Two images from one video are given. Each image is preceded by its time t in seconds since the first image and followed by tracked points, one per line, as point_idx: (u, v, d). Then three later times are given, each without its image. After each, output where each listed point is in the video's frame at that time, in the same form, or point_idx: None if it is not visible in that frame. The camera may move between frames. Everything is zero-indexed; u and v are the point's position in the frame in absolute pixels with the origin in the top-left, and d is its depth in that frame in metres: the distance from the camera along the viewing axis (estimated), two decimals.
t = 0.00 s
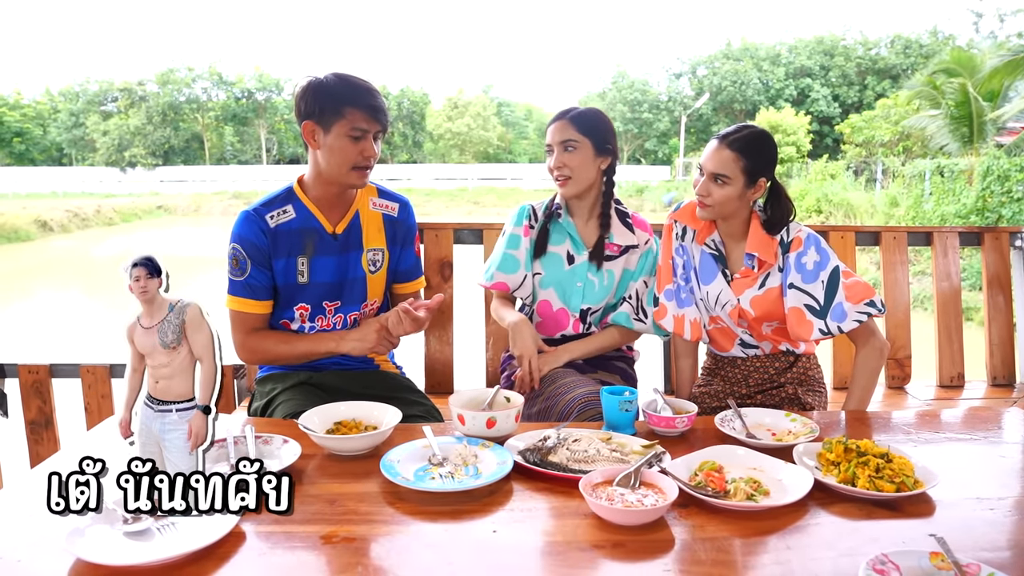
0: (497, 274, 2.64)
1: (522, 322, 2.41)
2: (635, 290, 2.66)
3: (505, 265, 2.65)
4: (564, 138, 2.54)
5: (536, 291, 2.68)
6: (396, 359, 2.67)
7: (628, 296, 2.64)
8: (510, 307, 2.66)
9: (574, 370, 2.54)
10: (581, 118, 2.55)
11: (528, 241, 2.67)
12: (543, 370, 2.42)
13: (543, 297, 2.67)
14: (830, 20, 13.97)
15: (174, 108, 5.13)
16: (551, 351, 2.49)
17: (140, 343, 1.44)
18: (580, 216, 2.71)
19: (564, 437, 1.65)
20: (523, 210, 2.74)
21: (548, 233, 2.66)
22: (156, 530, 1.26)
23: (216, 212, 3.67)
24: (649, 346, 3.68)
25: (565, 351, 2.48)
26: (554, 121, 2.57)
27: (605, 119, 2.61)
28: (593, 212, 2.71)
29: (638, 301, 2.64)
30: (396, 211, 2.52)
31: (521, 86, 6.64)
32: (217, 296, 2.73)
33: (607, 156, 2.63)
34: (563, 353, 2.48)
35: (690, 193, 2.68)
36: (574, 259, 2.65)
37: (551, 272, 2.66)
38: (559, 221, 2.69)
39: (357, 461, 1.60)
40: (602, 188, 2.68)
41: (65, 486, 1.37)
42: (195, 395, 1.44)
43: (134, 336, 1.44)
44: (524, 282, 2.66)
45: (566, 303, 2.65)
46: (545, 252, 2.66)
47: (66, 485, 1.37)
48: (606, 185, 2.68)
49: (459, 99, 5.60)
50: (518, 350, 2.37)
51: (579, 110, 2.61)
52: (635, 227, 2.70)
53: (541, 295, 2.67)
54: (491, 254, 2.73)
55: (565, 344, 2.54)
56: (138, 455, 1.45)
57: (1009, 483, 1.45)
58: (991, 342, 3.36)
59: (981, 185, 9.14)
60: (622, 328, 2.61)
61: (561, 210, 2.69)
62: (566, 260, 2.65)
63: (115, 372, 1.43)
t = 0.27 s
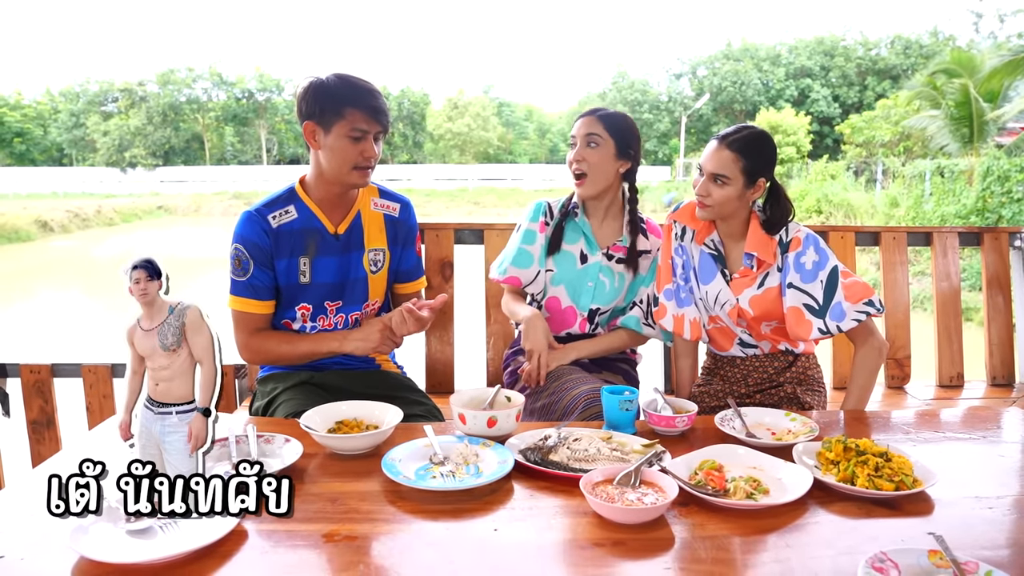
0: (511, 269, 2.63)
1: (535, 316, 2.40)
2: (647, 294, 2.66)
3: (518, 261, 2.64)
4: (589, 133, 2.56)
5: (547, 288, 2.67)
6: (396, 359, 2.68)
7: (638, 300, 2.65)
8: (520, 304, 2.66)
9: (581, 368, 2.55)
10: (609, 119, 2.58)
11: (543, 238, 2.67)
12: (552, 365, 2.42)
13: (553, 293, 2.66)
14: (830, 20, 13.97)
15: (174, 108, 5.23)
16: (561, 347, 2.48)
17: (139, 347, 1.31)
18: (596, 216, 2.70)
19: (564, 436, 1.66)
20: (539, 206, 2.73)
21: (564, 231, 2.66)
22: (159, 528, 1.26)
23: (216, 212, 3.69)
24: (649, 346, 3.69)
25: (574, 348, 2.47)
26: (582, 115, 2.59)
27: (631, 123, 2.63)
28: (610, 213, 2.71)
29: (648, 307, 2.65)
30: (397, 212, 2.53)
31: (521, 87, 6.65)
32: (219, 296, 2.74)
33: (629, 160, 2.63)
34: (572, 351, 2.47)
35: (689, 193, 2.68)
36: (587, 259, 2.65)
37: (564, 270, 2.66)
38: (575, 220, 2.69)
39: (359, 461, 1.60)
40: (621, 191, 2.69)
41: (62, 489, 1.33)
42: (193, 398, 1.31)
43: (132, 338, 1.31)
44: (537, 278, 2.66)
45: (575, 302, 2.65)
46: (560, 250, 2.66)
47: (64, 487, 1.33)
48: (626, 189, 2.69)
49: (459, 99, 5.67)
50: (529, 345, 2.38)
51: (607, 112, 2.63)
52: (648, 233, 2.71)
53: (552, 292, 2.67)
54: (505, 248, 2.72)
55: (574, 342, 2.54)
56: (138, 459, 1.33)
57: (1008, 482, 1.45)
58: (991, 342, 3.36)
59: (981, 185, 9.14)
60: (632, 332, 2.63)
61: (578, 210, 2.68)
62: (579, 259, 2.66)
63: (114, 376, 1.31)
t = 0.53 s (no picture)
0: (504, 268, 2.65)
1: (529, 316, 2.43)
2: (641, 293, 2.68)
3: (512, 259, 2.66)
4: (597, 128, 2.57)
5: (541, 287, 2.68)
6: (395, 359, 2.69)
7: (634, 299, 2.66)
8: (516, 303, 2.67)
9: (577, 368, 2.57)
10: (618, 119, 2.60)
11: (536, 237, 2.69)
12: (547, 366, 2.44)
13: (548, 292, 2.68)
14: (830, 20, 13.99)
15: (174, 109, 5.36)
16: (556, 348, 2.51)
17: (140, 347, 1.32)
18: (590, 214, 2.71)
19: (560, 436, 1.67)
20: (533, 206, 2.75)
21: (558, 230, 2.68)
22: (158, 527, 1.27)
23: (216, 212, 3.70)
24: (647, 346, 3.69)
25: (570, 347, 2.51)
26: (591, 111, 2.61)
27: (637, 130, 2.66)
28: (604, 212, 2.72)
29: (644, 304, 2.67)
30: (395, 213, 2.54)
31: (521, 88, 6.65)
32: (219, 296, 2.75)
33: (629, 163, 2.66)
34: (567, 351, 2.50)
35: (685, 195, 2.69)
36: (581, 257, 2.67)
37: (557, 268, 2.67)
38: (570, 219, 2.70)
39: (356, 460, 1.61)
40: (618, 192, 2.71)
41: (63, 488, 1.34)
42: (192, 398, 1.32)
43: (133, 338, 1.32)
44: (531, 277, 2.67)
45: (570, 300, 2.66)
46: (554, 249, 2.68)
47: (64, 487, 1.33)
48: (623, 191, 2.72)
49: (458, 100, 5.67)
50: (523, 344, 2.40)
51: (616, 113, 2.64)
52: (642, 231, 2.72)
53: (546, 290, 2.68)
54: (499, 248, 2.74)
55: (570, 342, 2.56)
56: (137, 459, 1.33)
57: (1001, 482, 1.46)
58: (987, 342, 3.38)
59: (979, 186, 9.14)
60: (627, 330, 2.65)
61: (573, 208, 2.70)
62: (573, 257, 2.67)
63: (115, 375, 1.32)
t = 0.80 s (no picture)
0: (501, 272, 2.67)
1: (523, 317, 2.44)
2: (634, 286, 2.69)
3: (506, 263, 2.68)
4: (575, 130, 2.58)
5: (536, 288, 2.69)
6: (395, 359, 2.69)
7: (628, 292, 2.67)
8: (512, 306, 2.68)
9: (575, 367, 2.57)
10: (596, 117, 2.61)
11: (529, 240, 2.69)
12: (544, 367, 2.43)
13: (542, 293, 2.69)
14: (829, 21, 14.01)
15: (175, 110, 5.37)
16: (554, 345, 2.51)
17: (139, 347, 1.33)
18: (579, 213, 2.72)
19: (559, 435, 1.68)
20: (523, 209, 2.75)
21: (549, 232, 2.68)
22: (159, 525, 1.28)
23: (216, 213, 3.71)
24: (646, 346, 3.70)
25: (569, 345, 2.51)
26: (568, 113, 2.61)
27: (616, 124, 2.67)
28: (593, 210, 2.73)
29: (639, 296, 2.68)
30: (395, 213, 2.54)
31: (521, 89, 6.67)
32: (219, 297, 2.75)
33: (611, 159, 2.67)
34: (567, 347, 2.50)
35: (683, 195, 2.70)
36: (573, 255, 2.67)
37: (551, 268, 2.68)
38: (558, 220, 2.71)
39: (356, 459, 1.62)
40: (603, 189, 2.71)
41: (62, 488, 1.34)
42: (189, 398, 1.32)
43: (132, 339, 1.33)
44: (526, 279, 2.68)
45: (565, 299, 2.67)
46: (545, 250, 2.68)
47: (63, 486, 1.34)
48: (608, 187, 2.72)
49: (458, 101, 5.68)
50: (518, 344, 2.40)
51: (592, 111, 2.66)
52: (633, 225, 2.73)
53: (541, 291, 2.69)
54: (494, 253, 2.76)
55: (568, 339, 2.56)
56: (138, 458, 1.34)
57: (998, 482, 1.47)
58: (985, 342, 3.38)
59: (979, 186, 9.16)
60: (624, 323, 2.66)
61: (562, 208, 2.70)
62: (565, 256, 2.68)
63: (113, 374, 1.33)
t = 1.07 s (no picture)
0: (500, 273, 2.67)
1: (531, 313, 2.41)
2: (634, 285, 2.70)
3: (505, 264, 2.67)
4: (564, 135, 2.58)
5: (536, 288, 2.70)
6: (395, 359, 2.70)
7: (628, 292, 2.68)
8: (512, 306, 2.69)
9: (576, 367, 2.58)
10: (582, 118, 2.60)
11: (528, 241, 2.69)
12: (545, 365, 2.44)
13: (543, 293, 2.69)
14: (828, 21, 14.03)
15: (175, 111, 5.38)
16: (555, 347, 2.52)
17: (139, 346, 1.34)
18: (577, 213, 2.72)
19: (559, 434, 1.69)
20: (521, 211, 2.74)
21: (547, 232, 2.68)
22: (161, 523, 1.28)
23: (217, 213, 3.72)
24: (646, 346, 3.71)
25: (570, 347, 2.52)
26: (551, 121, 2.60)
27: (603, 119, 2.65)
28: (591, 211, 2.74)
29: (638, 296, 2.69)
30: (394, 213, 2.55)
31: (521, 89, 6.68)
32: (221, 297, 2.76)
33: (604, 155, 2.66)
34: (568, 350, 2.51)
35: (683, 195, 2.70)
36: (573, 256, 2.68)
37: (551, 269, 2.68)
38: (557, 220, 2.70)
39: (357, 458, 1.63)
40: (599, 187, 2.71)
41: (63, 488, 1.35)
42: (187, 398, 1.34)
43: (132, 338, 1.34)
44: (526, 279, 2.69)
45: (565, 299, 2.68)
46: (544, 250, 2.68)
47: (64, 486, 1.34)
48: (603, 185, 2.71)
49: (459, 102, 5.70)
50: (523, 339, 2.40)
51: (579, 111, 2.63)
52: (631, 225, 2.74)
53: (541, 292, 2.69)
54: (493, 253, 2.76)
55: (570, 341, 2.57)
56: (138, 458, 1.37)
57: (997, 480, 1.47)
58: (984, 342, 3.39)
59: (979, 186, 9.17)
60: (625, 323, 2.68)
61: (561, 209, 2.70)
62: (565, 257, 2.68)
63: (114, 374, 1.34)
